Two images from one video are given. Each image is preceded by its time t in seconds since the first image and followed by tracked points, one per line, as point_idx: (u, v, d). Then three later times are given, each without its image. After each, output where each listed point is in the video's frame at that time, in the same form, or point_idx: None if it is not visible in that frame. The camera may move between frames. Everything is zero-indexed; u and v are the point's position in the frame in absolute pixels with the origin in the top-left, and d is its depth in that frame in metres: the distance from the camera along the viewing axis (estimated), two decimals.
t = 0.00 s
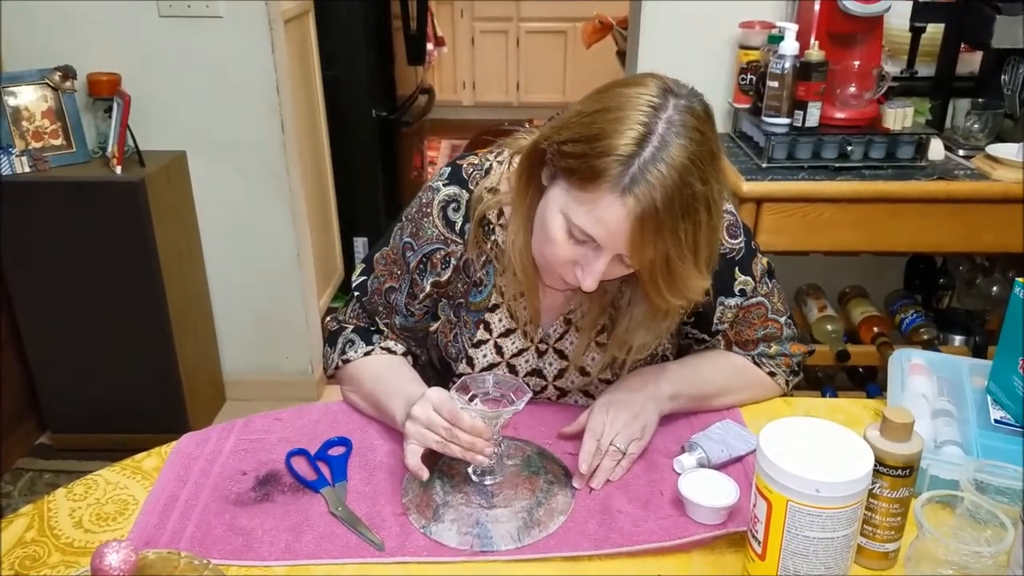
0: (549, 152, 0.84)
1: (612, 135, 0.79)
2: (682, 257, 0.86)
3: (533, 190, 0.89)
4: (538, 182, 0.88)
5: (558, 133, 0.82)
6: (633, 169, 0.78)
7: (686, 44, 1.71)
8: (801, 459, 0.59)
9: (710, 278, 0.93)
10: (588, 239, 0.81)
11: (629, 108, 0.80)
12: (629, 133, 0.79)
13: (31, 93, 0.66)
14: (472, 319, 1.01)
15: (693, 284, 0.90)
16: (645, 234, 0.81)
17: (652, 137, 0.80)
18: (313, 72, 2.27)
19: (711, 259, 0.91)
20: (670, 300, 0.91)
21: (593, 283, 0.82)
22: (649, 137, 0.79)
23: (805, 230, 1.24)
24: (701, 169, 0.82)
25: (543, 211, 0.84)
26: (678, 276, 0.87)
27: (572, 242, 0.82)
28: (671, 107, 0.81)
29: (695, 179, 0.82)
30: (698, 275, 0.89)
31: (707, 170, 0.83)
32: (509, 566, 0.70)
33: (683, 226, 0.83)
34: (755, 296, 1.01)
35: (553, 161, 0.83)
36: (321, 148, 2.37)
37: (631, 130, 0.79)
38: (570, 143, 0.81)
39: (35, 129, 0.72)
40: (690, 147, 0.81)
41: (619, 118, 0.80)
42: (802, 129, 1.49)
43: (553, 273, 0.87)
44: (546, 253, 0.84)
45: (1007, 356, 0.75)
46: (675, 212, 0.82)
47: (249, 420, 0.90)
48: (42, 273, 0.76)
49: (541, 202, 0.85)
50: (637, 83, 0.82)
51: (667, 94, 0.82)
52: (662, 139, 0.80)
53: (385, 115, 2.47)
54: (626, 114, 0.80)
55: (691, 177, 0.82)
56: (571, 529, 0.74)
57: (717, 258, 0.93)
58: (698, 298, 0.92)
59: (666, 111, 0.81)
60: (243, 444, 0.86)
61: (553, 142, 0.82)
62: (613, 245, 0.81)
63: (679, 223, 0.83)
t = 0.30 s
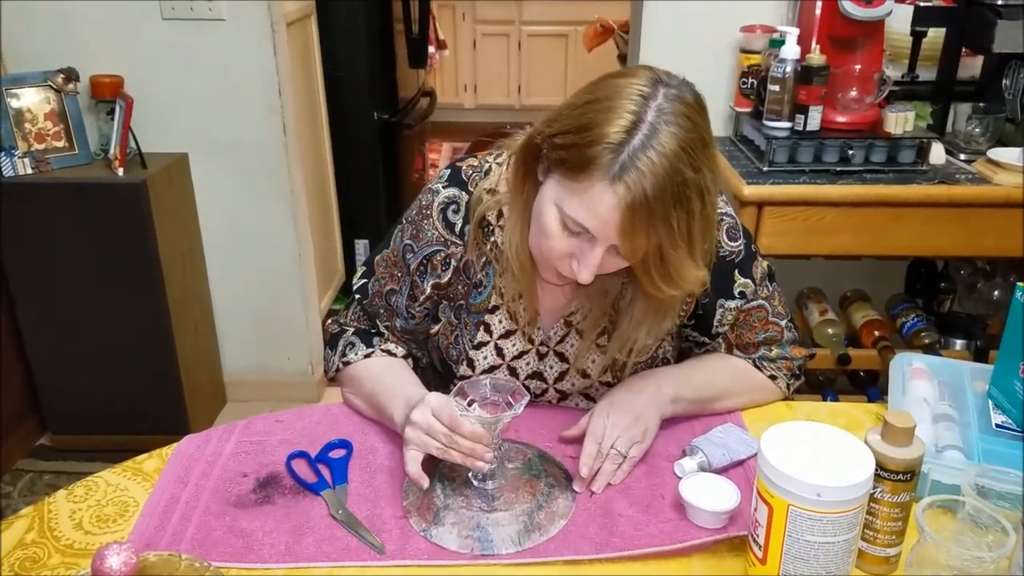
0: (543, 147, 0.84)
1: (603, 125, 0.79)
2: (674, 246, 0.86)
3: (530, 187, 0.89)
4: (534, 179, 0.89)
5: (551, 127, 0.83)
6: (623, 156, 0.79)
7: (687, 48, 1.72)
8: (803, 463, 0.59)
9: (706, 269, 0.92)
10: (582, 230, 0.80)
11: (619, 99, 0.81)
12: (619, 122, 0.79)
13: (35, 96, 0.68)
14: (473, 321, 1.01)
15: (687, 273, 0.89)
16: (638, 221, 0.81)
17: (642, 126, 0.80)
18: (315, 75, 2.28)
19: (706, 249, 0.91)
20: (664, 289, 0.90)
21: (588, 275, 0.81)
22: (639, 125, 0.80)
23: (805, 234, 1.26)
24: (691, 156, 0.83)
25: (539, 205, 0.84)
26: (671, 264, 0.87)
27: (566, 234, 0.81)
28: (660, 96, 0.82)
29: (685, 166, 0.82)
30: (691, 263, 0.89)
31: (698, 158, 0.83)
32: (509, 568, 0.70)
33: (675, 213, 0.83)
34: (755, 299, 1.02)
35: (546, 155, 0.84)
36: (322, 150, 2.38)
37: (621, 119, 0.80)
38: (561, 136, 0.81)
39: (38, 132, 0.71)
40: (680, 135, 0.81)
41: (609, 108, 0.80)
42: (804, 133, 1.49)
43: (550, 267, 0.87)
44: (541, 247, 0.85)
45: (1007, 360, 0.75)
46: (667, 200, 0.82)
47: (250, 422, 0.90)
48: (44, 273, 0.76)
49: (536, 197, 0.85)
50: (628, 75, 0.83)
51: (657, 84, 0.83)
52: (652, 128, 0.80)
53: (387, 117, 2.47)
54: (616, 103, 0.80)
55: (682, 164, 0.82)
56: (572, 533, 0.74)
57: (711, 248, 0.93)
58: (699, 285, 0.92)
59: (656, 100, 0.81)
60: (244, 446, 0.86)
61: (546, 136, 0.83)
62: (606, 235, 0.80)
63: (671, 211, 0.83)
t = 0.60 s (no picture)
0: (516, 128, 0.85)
1: (565, 95, 0.79)
2: (647, 210, 0.84)
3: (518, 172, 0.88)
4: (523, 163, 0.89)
5: (519, 106, 0.83)
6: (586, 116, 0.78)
7: (689, 49, 1.72)
8: (805, 465, 0.59)
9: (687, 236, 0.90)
10: (560, 203, 0.80)
11: (580, 67, 0.80)
12: (580, 90, 0.79)
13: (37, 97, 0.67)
14: (471, 318, 1.00)
15: (664, 235, 0.87)
16: (607, 184, 0.79)
17: (603, 90, 0.79)
18: (316, 76, 2.28)
19: (686, 215, 0.89)
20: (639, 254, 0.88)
21: (573, 248, 0.82)
22: (600, 90, 0.79)
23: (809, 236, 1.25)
24: (660, 117, 0.80)
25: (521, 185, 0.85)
26: (650, 229, 0.85)
27: (546, 209, 0.81)
28: (621, 61, 0.81)
29: (653, 127, 0.80)
30: (667, 227, 0.86)
31: (667, 118, 0.81)
32: (510, 570, 0.70)
33: (644, 173, 0.81)
34: (752, 292, 1.01)
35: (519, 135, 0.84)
36: (324, 151, 2.38)
37: (582, 86, 0.79)
38: (527, 114, 0.82)
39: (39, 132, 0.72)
40: (645, 96, 0.79)
41: (571, 77, 0.80)
42: (805, 136, 1.49)
43: (539, 246, 0.87)
44: (527, 225, 0.85)
45: (1009, 362, 0.75)
46: (634, 161, 0.79)
47: (252, 424, 0.90)
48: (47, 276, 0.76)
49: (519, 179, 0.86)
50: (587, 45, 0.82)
51: (619, 51, 0.81)
52: (613, 91, 0.79)
53: (388, 120, 2.48)
54: (578, 72, 0.80)
55: (649, 124, 0.79)
56: (574, 535, 0.74)
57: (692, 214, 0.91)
58: (683, 249, 0.89)
59: (617, 65, 0.80)
60: (246, 448, 0.86)
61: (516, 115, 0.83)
62: (584, 205, 0.80)
63: (638, 172, 0.80)
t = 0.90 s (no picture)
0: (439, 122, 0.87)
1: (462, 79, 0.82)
2: (558, 176, 0.83)
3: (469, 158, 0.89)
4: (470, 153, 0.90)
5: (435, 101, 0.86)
6: (478, 92, 0.80)
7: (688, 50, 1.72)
8: (802, 464, 0.59)
9: (609, 199, 0.89)
10: (485, 182, 0.81)
11: (474, 51, 0.82)
12: (473, 70, 0.81)
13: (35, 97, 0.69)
14: (452, 315, 1.03)
15: (579, 196, 0.86)
16: (507, 152, 0.79)
17: (492, 67, 0.80)
18: (316, 76, 2.28)
19: (604, 174, 0.88)
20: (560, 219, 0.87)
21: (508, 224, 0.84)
22: (489, 67, 0.80)
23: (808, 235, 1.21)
24: (547, 79, 0.80)
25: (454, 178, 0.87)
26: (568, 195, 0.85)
27: (475, 191, 0.83)
28: (511, 36, 0.82)
29: (540, 90, 0.79)
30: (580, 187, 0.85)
31: (558, 80, 0.80)
32: (508, 570, 0.70)
33: (544, 137, 0.80)
34: (718, 269, 1.01)
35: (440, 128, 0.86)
36: (323, 152, 2.38)
37: (476, 66, 0.81)
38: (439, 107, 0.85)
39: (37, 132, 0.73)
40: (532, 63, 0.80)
41: (468, 61, 0.82)
42: (805, 136, 1.50)
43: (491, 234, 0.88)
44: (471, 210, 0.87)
45: (1007, 362, 0.75)
46: (528, 125, 0.79)
47: (250, 424, 0.90)
48: (47, 275, 0.76)
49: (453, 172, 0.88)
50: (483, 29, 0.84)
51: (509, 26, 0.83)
52: (502, 65, 0.80)
53: (388, 120, 2.48)
54: (472, 56, 0.82)
55: (536, 88, 0.79)
56: (572, 534, 0.74)
57: (613, 176, 0.89)
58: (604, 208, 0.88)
59: (507, 40, 0.81)
60: (244, 448, 0.86)
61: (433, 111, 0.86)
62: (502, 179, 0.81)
63: (538, 136, 0.80)
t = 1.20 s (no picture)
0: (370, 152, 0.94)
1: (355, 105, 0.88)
2: (451, 172, 0.83)
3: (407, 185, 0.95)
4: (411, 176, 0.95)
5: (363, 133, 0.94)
6: (364, 112, 0.85)
7: (689, 49, 1.72)
8: (802, 463, 0.59)
9: (517, 204, 0.89)
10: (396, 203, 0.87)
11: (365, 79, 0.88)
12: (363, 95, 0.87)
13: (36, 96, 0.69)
14: (432, 328, 1.05)
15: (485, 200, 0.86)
16: (395, 166, 0.83)
17: (376, 87, 0.85)
18: (317, 74, 2.28)
19: (506, 164, 0.86)
20: (468, 228, 0.87)
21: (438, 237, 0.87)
22: (373, 89, 0.86)
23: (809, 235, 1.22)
24: (417, 84, 0.82)
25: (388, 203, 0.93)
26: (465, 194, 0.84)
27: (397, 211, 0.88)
28: (395, 52, 0.86)
29: (421, 102, 0.82)
30: (480, 194, 0.85)
31: (428, 81, 0.82)
32: (509, 568, 0.70)
33: (421, 138, 0.82)
34: (689, 275, 0.97)
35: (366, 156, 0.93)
36: (324, 150, 2.38)
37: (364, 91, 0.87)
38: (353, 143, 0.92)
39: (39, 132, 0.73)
40: (404, 74, 0.83)
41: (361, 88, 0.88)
42: (806, 135, 1.49)
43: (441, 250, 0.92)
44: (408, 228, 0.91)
45: (1009, 363, 0.74)
46: (410, 137, 0.82)
47: (250, 422, 0.90)
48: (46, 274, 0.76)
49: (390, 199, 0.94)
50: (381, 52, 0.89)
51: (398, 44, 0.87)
52: (381, 83, 0.85)
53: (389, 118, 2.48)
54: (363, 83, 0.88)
55: (409, 96, 0.82)
56: (573, 533, 0.74)
57: (524, 181, 0.89)
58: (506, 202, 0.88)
59: (390, 58, 0.86)
60: (245, 447, 0.86)
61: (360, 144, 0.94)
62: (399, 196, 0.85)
63: (417, 138, 0.82)
